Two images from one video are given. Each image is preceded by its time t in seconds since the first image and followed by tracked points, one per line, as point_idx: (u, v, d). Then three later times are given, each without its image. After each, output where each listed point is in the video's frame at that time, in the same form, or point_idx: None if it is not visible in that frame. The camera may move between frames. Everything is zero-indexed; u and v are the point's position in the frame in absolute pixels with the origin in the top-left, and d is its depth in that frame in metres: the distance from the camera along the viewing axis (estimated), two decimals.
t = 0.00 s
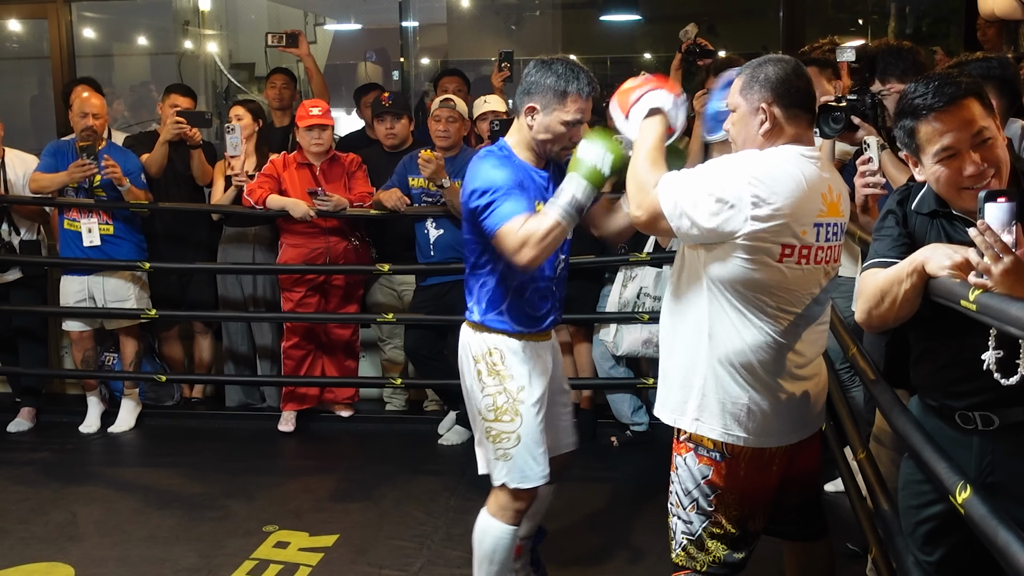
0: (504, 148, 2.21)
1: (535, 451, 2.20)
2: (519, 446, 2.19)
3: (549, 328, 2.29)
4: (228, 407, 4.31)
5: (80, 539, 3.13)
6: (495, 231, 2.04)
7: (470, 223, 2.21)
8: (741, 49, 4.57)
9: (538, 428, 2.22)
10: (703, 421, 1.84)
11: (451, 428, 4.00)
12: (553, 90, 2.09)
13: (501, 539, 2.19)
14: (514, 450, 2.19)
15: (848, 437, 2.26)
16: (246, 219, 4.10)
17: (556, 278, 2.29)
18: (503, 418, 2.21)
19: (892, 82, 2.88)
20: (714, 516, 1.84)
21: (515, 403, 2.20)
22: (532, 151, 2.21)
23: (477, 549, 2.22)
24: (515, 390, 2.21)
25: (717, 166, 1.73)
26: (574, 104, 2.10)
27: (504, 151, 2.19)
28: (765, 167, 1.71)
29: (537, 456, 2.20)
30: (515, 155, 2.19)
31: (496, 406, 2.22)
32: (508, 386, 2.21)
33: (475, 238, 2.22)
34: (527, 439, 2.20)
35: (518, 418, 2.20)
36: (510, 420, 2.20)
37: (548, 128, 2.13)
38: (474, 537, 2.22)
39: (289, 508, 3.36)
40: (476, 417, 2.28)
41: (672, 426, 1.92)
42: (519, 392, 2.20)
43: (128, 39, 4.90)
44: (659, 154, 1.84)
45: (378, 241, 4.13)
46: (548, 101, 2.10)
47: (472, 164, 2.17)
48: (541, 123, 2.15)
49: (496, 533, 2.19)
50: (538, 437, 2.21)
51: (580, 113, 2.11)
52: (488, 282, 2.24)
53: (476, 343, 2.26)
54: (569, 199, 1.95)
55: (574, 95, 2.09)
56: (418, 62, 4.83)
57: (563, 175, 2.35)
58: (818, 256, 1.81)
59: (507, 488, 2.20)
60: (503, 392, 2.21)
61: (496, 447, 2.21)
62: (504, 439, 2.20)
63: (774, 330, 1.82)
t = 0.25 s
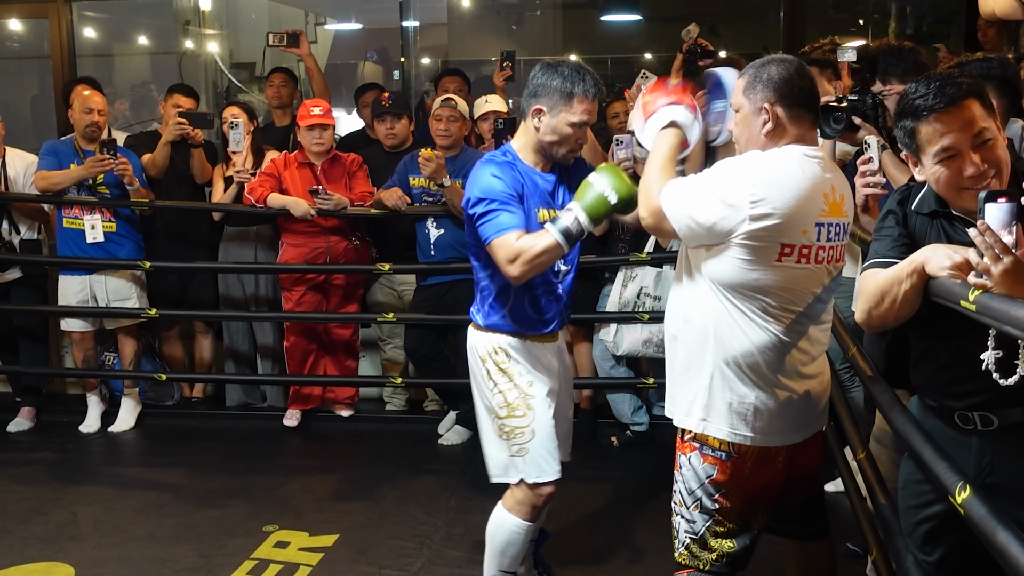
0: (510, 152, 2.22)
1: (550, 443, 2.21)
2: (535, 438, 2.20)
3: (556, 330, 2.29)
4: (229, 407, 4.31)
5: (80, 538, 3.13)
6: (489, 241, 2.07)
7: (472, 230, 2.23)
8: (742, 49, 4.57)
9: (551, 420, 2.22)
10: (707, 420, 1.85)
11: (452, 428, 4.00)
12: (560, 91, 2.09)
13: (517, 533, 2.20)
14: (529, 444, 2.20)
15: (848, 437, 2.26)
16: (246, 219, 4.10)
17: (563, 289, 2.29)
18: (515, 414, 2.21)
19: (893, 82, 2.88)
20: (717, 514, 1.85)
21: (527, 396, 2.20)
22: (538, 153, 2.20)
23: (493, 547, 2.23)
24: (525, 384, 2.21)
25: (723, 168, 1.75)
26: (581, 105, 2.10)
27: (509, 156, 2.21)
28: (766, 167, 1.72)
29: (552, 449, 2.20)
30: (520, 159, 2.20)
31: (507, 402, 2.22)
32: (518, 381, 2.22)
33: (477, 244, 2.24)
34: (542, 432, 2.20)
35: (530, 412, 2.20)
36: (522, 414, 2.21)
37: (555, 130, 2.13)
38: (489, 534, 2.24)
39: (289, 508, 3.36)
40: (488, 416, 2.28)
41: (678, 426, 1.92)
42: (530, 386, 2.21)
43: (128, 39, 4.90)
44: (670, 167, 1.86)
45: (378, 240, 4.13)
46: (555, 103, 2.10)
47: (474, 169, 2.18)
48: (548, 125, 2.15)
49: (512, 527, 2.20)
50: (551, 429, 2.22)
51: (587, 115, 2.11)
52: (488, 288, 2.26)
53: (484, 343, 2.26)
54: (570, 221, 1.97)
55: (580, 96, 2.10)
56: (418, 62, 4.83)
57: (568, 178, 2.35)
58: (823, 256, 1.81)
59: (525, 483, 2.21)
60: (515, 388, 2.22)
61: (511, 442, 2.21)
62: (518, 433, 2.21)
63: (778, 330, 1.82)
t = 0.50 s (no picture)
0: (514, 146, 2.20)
1: (536, 451, 2.21)
2: (522, 445, 2.20)
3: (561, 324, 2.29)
4: (229, 407, 4.31)
5: (81, 538, 3.13)
6: (527, 204, 2.01)
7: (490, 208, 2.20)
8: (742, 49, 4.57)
9: (541, 427, 2.22)
10: (709, 417, 1.85)
11: (452, 428, 4.00)
12: (560, 90, 2.09)
13: (503, 537, 2.21)
14: (517, 449, 2.20)
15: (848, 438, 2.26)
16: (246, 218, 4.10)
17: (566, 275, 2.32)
18: (505, 418, 2.21)
19: (895, 82, 2.88)
20: (715, 512, 1.85)
21: (518, 403, 2.20)
22: (541, 151, 2.20)
23: (480, 547, 2.25)
24: (518, 390, 2.21)
25: (728, 165, 1.73)
26: (581, 104, 2.10)
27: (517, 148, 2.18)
28: (773, 164, 1.72)
29: (537, 458, 2.21)
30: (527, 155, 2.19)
31: (499, 405, 2.22)
32: (512, 385, 2.22)
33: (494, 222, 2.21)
34: (530, 439, 2.20)
35: (521, 418, 2.20)
36: (512, 419, 2.21)
37: (556, 128, 2.13)
38: (477, 536, 2.25)
39: (289, 507, 3.36)
40: (478, 415, 2.28)
41: (679, 421, 1.92)
42: (522, 392, 2.21)
43: (129, 39, 4.90)
44: (682, 151, 1.81)
45: (378, 240, 4.13)
46: (556, 102, 2.10)
47: (483, 160, 2.18)
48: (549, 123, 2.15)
49: (499, 530, 2.21)
50: (540, 437, 2.22)
51: (587, 114, 2.11)
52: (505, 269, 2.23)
53: (484, 341, 2.27)
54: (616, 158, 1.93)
55: (581, 95, 2.09)
56: (418, 62, 4.83)
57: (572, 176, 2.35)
58: (827, 254, 1.81)
59: (507, 487, 2.22)
60: (507, 392, 2.22)
61: (498, 446, 2.21)
62: (506, 438, 2.21)
63: (781, 328, 1.82)
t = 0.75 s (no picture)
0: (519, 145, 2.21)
1: (542, 448, 2.21)
2: (527, 442, 2.20)
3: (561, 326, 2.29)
4: (229, 405, 4.31)
5: (80, 537, 3.13)
6: (512, 225, 2.04)
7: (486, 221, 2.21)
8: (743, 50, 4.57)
9: (547, 425, 2.23)
10: (724, 415, 1.84)
11: (451, 428, 4.00)
12: (567, 89, 2.10)
13: (509, 534, 2.22)
14: (522, 446, 2.20)
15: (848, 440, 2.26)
16: (246, 217, 4.11)
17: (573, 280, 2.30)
18: (511, 415, 2.21)
19: (895, 83, 2.86)
20: (719, 506, 1.84)
21: (524, 400, 2.21)
22: (546, 150, 2.21)
23: (485, 544, 2.25)
24: (524, 387, 2.21)
25: (740, 163, 1.76)
26: (587, 103, 2.10)
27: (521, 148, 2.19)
28: (785, 162, 1.73)
29: (544, 455, 2.21)
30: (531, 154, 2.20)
31: (505, 402, 2.23)
32: (518, 382, 2.22)
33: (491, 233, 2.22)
34: (536, 436, 2.20)
35: (527, 415, 2.20)
36: (518, 416, 2.21)
37: (562, 127, 2.14)
38: (482, 533, 2.26)
39: (289, 506, 3.36)
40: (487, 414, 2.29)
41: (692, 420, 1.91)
42: (528, 389, 2.21)
43: (129, 37, 4.90)
44: (679, 149, 1.86)
45: (378, 239, 4.12)
46: (562, 101, 2.11)
47: (488, 163, 2.18)
48: (554, 122, 2.16)
49: (505, 527, 2.22)
50: (546, 434, 2.22)
51: (592, 112, 2.11)
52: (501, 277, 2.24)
53: (488, 339, 2.27)
54: (585, 192, 1.93)
55: (587, 94, 2.10)
56: (419, 61, 4.83)
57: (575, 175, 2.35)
58: (841, 253, 1.81)
59: (513, 483, 2.21)
60: (512, 389, 2.22)
61: (504, 443, 2.22)
62: (512, 434, 2.21)
63: (796, 326, 1.82)
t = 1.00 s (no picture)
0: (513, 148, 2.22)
1: (547, 437, 2.21)
2: (531, 433, 2.20)
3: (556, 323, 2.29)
4: (224, 403, 4.31)
5: (75, 535, 3.13)
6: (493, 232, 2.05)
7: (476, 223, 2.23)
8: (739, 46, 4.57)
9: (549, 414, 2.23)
10: (721, 413, 1.84)
11: (447, 425, 4.00)
12: (565, 88, 2.10)
13: (517, 525, 2.22)
14: (527, 437, 2.20)
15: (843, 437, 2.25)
16: (242, 213, 4.11)
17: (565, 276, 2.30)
18: (512, 407, 2.21)
19: (892, 80, 2.82)
20: (715, 497, 1.84)
21: (523, 391, 2.21)
22: (544, 150, 2.21)
23: (494, 539, 2.25)
24: (521, 379, 2.21)
25: (737, 165, 1.76)
26: (585, 102, 2.11)
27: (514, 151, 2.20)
28: (781, 159, 1.72)
29: (548, 444, 2.21)
30: (526, 155, 2.20)
31: (504, 396, 2.22)
32: (515, 375, 2.22)
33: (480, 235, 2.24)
34: (540, 425, 2.21)
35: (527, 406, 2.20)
36: (519, 408, 2.21)
37: (559, 126, 2.13)
38: (490, 526, 2.26)
39: (285, 504, 3.36)
40: (485, 407, 2.29)
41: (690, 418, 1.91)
42: (526, 381, 2.21)
43: (123, 34, 4.89)
44: (682, 163, 1.86)
45: (374, 236, 4.12)
46: (560, 99, 2.11)
47: (478, 164, 2.18)
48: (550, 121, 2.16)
49: (513, 518, 2.22)
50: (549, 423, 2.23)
51: (589, 112, 2.11)
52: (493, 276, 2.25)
53: (484, 334, 2.26)
54: (576, 210, 1.93)
55: (585, 93, 2.10)
56: (414, 58, 4.83)
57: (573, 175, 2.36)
58: (838, 248, 1.80)
59: (523, 476, 2.22)
60: (511, 382, 2.22)
61: (508, 435, 2.22)
62: (516, 426, 2.21)
63: (793, 323, 1.81)
